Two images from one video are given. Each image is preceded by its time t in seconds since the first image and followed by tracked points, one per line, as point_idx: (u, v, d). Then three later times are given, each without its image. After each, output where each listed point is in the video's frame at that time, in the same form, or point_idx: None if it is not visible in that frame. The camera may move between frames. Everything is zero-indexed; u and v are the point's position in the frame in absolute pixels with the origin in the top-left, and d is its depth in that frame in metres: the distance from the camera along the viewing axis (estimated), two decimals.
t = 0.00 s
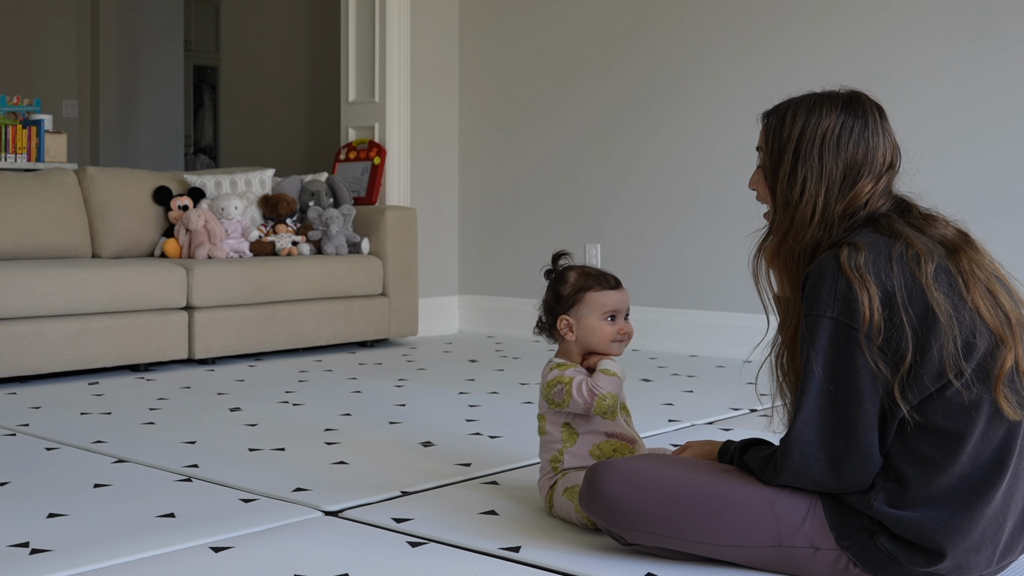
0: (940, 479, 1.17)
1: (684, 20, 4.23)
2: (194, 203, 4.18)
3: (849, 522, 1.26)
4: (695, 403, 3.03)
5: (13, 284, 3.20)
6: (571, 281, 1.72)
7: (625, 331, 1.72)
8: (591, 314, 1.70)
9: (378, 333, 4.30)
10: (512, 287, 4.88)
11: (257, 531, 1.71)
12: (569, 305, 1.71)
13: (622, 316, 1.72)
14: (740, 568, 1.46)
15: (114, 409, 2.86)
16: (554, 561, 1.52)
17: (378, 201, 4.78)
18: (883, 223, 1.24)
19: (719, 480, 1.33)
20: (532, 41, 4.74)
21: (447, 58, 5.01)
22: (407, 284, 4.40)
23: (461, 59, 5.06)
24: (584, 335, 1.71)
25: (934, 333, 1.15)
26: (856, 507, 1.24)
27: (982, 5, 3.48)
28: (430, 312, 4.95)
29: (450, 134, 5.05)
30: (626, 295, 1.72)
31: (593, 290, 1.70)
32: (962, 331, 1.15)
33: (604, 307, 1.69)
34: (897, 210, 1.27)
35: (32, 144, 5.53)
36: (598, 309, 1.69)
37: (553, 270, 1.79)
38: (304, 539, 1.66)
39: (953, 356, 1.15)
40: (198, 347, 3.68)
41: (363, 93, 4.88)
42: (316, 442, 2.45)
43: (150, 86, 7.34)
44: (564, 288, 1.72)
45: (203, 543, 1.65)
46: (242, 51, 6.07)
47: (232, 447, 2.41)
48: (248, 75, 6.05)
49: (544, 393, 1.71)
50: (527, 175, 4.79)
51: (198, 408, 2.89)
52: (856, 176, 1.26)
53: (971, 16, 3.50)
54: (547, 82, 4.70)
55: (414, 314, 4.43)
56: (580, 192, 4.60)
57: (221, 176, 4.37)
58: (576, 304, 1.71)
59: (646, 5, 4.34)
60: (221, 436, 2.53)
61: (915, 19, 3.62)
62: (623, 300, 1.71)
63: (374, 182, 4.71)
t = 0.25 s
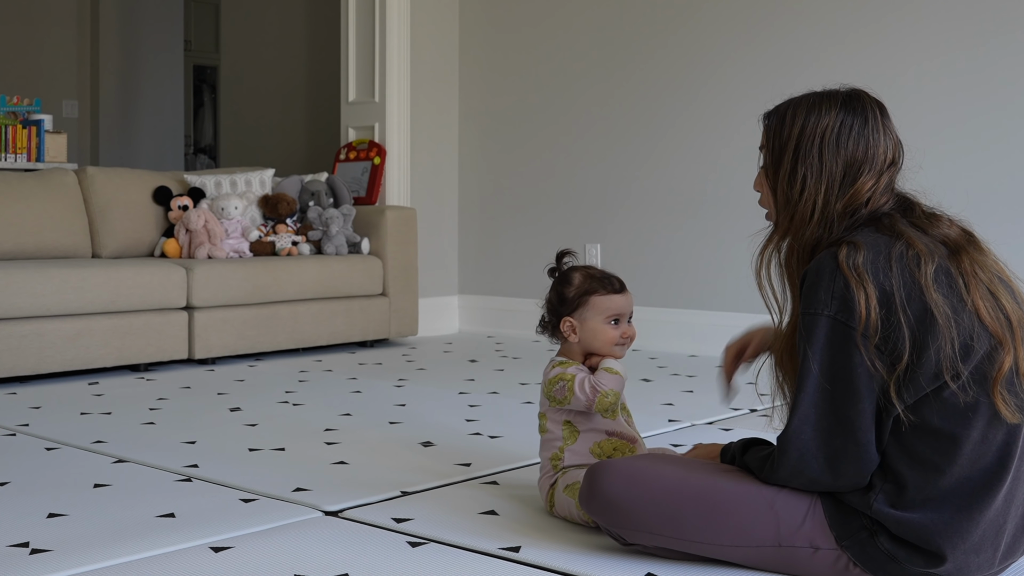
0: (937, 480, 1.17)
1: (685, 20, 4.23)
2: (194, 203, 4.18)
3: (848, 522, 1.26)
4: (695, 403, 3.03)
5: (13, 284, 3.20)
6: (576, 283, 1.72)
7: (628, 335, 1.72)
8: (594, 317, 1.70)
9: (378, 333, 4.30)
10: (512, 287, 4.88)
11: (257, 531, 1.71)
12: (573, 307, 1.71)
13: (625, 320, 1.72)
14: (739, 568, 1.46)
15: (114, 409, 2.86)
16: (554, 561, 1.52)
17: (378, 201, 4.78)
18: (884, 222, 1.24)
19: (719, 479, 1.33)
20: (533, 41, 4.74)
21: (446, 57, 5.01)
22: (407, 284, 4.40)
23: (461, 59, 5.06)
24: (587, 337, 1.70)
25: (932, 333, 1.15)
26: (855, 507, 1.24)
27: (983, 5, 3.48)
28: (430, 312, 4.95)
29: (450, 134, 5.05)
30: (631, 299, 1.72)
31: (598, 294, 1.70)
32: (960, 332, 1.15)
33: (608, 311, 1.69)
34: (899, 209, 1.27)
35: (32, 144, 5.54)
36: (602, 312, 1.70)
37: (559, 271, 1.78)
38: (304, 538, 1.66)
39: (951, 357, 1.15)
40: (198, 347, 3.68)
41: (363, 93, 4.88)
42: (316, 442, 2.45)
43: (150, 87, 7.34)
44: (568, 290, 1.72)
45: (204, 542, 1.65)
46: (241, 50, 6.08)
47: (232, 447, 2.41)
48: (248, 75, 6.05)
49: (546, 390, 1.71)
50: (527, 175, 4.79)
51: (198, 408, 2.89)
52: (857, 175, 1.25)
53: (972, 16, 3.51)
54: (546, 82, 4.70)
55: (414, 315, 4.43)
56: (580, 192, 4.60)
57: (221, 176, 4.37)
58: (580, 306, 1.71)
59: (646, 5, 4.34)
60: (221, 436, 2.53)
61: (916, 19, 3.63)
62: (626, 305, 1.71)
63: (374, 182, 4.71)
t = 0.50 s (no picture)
0: (939, 478, 1.18)
1: (685, 20, 4.23)
2: (194, 203, 4.18)
3: (850, 520, 1.26)
4: (695, 403, 3.03)
5: (14, 284, 3.20)
6: (583, 281, 1.72)
7: (634, 334, 1.72)
8: (601, 315, 1.70)
9: (379, 333, 4.30)
10: (513, 288, 4.88)
11: (258, 531, 1.71)
12: (580, 305, 1.71)
13: (631, 319, 1.72)
14: (740, 568, 1.46)
15: (114, 409, 2.86)
16: (555, 561, 1.52)
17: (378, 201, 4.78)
18: (888, 221, 1.24)
19: (720, 478, 1.33)
20: (533, 41, 4.75)
21: (447, 58, 5.01)
22: (407, 284, 4.40)
23: (461, 59, 5.06)
24: (593, 336, 1.71)
25: (935, 331, 1.15)
26: (857, 505, 1.24)
27: (983, 6, 3.49)
28: (430, 312, 4.95)
29: (450, 134, 5.05)
30: (638, 298, 1.72)
31: (604, 292, 1.70)
32: (963, 331, 1.15)
33: (614, 310, 1.70)
34: (904, 209, 1.27)
35: (32, 144, 5.53)
36: (609, 311, 1.70)
37: (567, 270, 1.78)
38: (305, 538, 1.66)
39: (953, 355, 1.15)
40: (197, 347, 3.68)
41: (363, 93, 4.88)
42: (316, 442, 2.45)
43: (150, 87, 7.34)
44: (575, 289, 1.72)
45: (204, 543, 1.65)
46: (242, 50, 6.08)
47: (232, 447, 2.41)
48: (248, 75, 6.05)
49: (548, 388, 1.71)
50: (527, 175, 4.79)
51: (198, 408, 2.89)
52: (861, 174, 1.26)
53: (972, 16, 3.51)
54: (547, 83, 4.70)
55: (414, 315, 4.43)
56: (580, 192, 4.60)
57: (221, 176, 4.37)
58: (586, 305, 1.71)
59: (647, 5, 4.34)
60: (221, 436, 2.53)
61: (916, 20, 3.63)
62: (633, 304, 1.71)
63: (374, 182, 4.71)
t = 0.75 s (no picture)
0: (936, 477, 1.17)
1: (685, 20, 4.22)
2: (194, 203, 4.18)
3: (850, 520, 1.25)
4: (695, 403, 3.02)
5: (13, 284, 3.19)
6: (586, 279, 1.72)
7: (644, 325, 1.71)
8: (608, 309, 1.69)
9: (379, 333, 4.29)
10: (513, 288, 4.87)
11: (256, 532, 1.70)
12: (586, 302, 1.71)
13: (639, 310, 1.71)
14: (740, 569, 1.46)
15: (114, 409, 2.85)
16: (555, 562, 1.51)
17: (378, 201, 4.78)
18: (887, 220, 1.23)
19: (720, 478, 1.32)
20: (533, 41, 4.74)
21: (447, 57, 5.01)
22: (407, 284, 4.39)
23: (461, 59, 5.05)
24: (604, 331, 1.70)
25: (932, 329, 1.14)
26: (856, 505, 1.23)
27: (984, 5, 3.48)
28: (430, 312, 4.94)
29: (450, 134, 5.05)
30: (643, 289, 1.72)
31: (609, 286, 1.69)
32: (960, 328, 1.15)
33: (622, 302, 1.69)
34: (903, 208, 1.26)
35: (31, 143, 5.53)
36: (616, 304, 1.69)
37: (567, 270, 1.78)
38: (304, 539, 1.65)
39: (950, 352, 1.14)
40: (197, 347, 3.67)
41: (363, 93, 4.88)
42: (316, 443, 2.44)
43: (150, 87, 7.33)
44: (579, 286, 1.72)
45: (203, 543, 1.64)
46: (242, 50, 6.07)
47: (231, 447, 2.40)
48: (248, 75, 6.05)
49: (554, 392, 1.71)
50: (528, 175, 4.79)
51: (198, 408, 2.88)
52: (860, 172, 1.25)
53: (973, 16, 3.51)
54: (547, 83, 4.69)
55: (414, 315, 4.42)
56: (581, 192, 4.60)
57: (221, 176, 4.36)
58: (593, 301, 1.70)
59: (647, 5, 4.33)
60: (221, 437, 2.52)
61: (917, 20, 3.62)
62: (639, 296, 1.71)
63: (374, 182, 4.71)
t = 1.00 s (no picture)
0: (934, 475, 1.18)
1: (684, 20, 4.23)
2: (194, 203, 4.19)
3: (848, 518, 1.26)
4: (695, 403, 3.03)
5: (14, 284, 3.20)
6: (577, 282, 1.74)
7: (643, 315, 1.72)
8: (605, 304, 1.70)
9: (379, 333, 4.30)
10: (513, 288, 4.88)
11: (257, 531, 1.71)
12: (583, 302, 1.72)
13: (636, 301, 1.73)
14: (739, 567, 1.47)
15: (114, 409, 2.86)
16: (555, 561, 1.52)
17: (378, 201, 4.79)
18: (885, 220, 1.24)
19: (719, 477, 1.33)
20: (533, 41, 4.75)
21: (447, 57, 5.01)
22: (407, 284, 4.40)
23: (460, 59, 5.06)
24: (607, 326, 1.70)
25: (930, 328, 1.15)
26: (855, 504, 1.24)
27: (982, 6, 3.49)
28: (430, 312, 4.95)
29: (450, 134, 5.05)
30: (634, 281, 1.74)
31: (601, 282, 1.72)
32: (958, 327, 1.15)
33: (617, 294, 1.71)
34: (901, 209, 1.27)
35: (32, 143, 5.54)
36: (611, 297, 1.71)
37: (556, 281, 1.80)
38: (306, 538, 1.66)
39: (948, 351, 1.15)
40: (198, 347, 3.68)
41: (362, 93, 4.88)
42: (316, 442, 2.45)
43: (150, 87, 7.34)
44: (573, 289, 1.74)
45: (205, 542, 1.65)
46: (242, 50, 6.09)
47: (232, 447, 2.41)
48: (249, 76, 6.05)
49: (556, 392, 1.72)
50: (527, 175, 4.80)
51: (198, 408, 2.89)
52: (858, 173, 1.26)
53: (971, 17, 3.52)
54: (546, 83, 4.70)
55: (414, 314, 4.43)
56: (580, 193, 4.61)
57: (221, 176, 4.37)
58: (589, 299, 1.72)
59: (646, 6, 4.34)
60: (221, 436, 2.53)
61: (915, 21, 3.63)
62: (632, 287, 1.73)
63: (374, 182, 4.71)
